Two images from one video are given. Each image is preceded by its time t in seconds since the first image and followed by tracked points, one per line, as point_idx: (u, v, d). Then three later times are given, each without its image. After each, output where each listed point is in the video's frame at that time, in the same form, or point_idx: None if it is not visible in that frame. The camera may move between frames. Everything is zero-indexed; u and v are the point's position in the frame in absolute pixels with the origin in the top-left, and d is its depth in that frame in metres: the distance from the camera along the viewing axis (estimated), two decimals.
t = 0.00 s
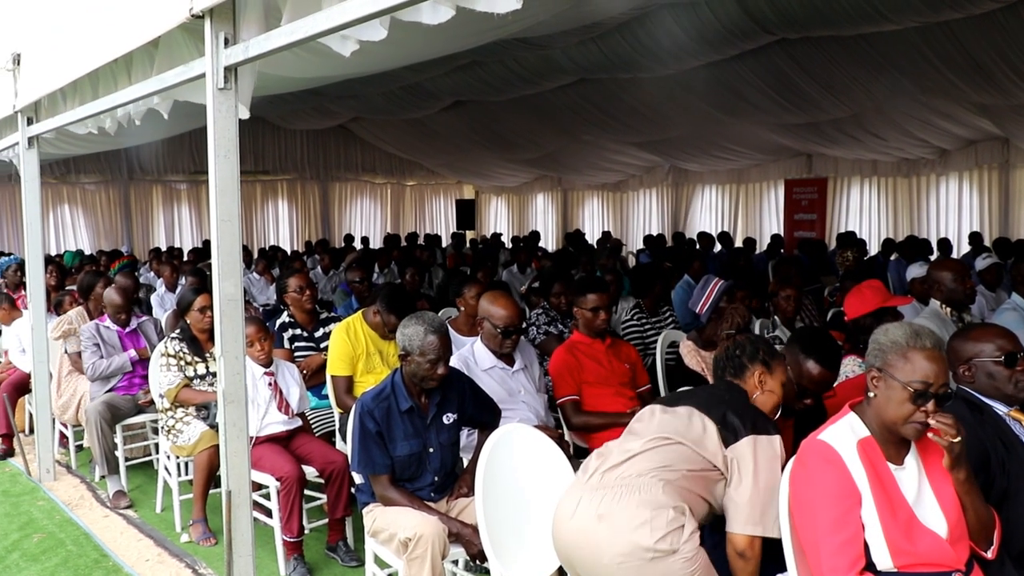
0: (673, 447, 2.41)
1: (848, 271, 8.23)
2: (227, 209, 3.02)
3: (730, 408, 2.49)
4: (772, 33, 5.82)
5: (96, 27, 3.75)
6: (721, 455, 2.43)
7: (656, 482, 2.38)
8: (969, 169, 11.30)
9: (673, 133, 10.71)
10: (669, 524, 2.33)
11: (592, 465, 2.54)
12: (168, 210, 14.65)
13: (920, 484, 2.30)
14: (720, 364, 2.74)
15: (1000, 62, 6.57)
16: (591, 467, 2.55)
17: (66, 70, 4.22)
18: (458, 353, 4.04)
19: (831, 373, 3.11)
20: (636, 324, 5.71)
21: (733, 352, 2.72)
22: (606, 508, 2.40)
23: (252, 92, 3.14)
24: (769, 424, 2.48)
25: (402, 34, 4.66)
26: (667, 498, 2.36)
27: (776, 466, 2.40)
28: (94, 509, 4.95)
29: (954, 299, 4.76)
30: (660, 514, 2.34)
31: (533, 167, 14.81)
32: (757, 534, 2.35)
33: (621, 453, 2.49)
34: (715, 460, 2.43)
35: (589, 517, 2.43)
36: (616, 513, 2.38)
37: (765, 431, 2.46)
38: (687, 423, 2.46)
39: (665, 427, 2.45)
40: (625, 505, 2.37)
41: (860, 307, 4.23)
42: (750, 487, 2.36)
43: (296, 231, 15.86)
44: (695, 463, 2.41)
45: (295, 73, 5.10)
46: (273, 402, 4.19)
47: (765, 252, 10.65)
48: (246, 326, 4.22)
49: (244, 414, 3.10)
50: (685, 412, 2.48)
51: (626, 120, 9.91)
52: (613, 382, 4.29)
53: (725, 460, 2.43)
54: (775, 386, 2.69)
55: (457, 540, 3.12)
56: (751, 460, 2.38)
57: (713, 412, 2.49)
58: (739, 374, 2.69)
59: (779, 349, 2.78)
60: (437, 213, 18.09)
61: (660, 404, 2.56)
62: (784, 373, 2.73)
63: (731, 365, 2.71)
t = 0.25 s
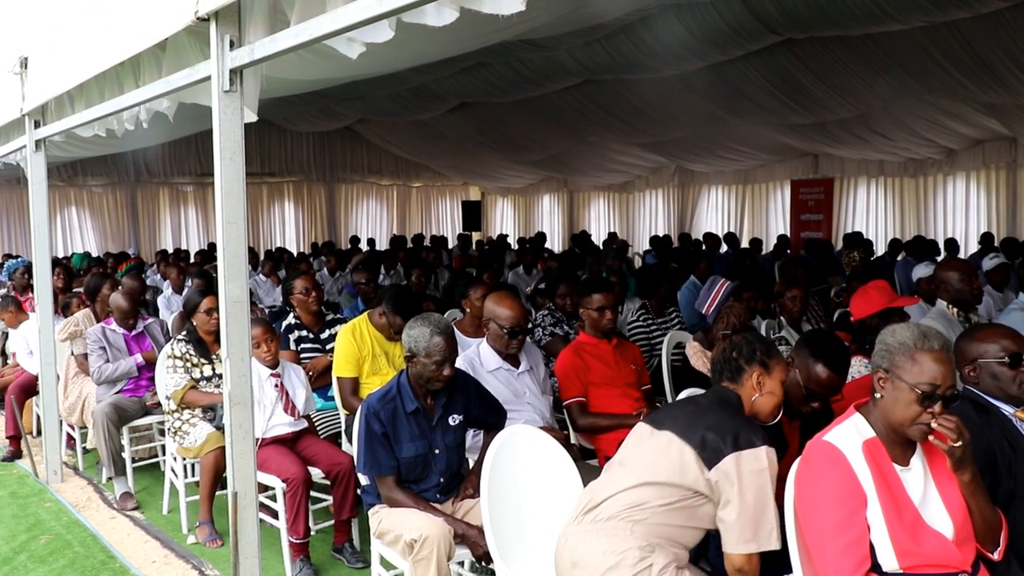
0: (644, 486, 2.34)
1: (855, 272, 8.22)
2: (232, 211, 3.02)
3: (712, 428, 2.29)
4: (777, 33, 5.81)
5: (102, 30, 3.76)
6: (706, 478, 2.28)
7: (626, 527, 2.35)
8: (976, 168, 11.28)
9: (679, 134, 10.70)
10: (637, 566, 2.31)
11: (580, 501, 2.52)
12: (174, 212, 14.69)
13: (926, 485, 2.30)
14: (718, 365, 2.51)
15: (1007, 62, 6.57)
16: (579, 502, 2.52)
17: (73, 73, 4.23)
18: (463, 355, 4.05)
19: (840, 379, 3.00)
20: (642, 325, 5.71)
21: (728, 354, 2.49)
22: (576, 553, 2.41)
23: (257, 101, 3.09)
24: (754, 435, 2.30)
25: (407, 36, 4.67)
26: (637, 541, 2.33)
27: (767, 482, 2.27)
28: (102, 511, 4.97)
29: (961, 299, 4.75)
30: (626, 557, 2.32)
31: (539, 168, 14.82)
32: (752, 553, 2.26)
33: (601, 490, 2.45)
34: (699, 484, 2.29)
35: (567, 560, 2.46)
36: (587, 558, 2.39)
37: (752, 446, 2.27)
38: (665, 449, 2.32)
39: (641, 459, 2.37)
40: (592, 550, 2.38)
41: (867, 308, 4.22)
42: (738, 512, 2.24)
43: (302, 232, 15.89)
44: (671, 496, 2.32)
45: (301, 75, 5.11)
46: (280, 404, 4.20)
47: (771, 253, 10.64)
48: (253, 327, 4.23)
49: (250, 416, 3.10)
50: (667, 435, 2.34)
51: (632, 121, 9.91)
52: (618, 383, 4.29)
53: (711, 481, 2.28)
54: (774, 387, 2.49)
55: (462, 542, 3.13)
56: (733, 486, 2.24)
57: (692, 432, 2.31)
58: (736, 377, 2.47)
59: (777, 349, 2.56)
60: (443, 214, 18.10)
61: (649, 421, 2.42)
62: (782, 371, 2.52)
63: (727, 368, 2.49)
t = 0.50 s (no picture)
0: (604, 515, 2.27)
1: (859, 271, 8.22)
2: (235, 213, 3.02)
3: (668, 454, 2.19)
4: (779, 33, 5.81)
5: (105, 32, 3.76)
6: (663, 504, 2.19)
7: (591, 555, 2.29)
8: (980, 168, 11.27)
9: (682, 134, 10.70)
10: None
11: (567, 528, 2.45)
12: (178, 214, 14.71)
13: (929, 485, 2.29)
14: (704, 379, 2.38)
15: (1010, 60, 6.56)
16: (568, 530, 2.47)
17: (76, 75, 4.24)
18: (466, 356, 4.05)
19: (844, 380, 2.91)
20: (645, 325, 5.70)
21: (716, 370, 2.36)
22: None
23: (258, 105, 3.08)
24: (710, 454, 2.16)
25: (409, 37, 4.68)
26: (600, 568, 2.26)
27: (726, 504, 2.13)
28: (106, 513, 4.97)
29: (965, 298, 4.74)
30: None
31: (543, 169, 14.83)
32: None
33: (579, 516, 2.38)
34: (655, 511, 2.20)
35: None
36: None
37: (707, 466, 2.15)
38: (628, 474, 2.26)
39: (608, 484, 2.30)
40: None
41: (870, 308, 4.22)
42: (692, 539, 2.13)
43: (306, 234, 15.92)
44: (631, 519, 2.23)
45: (304, 77, 5.11)
46: (283, 405, 4.20)
47: (775, 253, 10.63)
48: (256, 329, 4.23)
49: (253, 417, 3.10)
50: (633, 458, 2.27)
51: (635, 121, 9.90)
52: (621, 384, 4.29)
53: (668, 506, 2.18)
54: (758, 406, 2.39)
55: (466, 543, 3.12)
56: (688, 509, 2.14)
57: (648, 458, 2.22)
58: (721, 395, 2.36)
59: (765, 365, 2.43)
60: (446, 215, 18.12)
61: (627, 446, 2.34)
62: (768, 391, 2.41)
63: (713, 385, 2.36)
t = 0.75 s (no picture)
0: (582, 519, 2.40)
1: (864, 273, 8.21)
2: (240, 214, 3.03)
3: (638, 456, 2.32)
4: (784, 34, 5.81)
5: (110, 34, 3.77)
6: (633, 504, 2.31)
7: (574, 558, 2.40)
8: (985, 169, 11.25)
9: (686, 135, 10.70)
10: None
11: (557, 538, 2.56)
12: (183, 215, 14.73)
13: (934, 487, 2.29)
14: (687, 389, 2.48)
15: (1016, 61, 6.55)
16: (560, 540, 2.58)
17: (82, 77, 4.25)
18: (470, 357, 4.05)
19: (846, 375, 2.85)
20: (650, 326, 5.70)
21: (699, 383, 2.44)
22: None
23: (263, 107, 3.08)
24: (674, 456, 2.29)
25: (414, 39, 4.68)
26: (582, 569, 2.37)
27: (683, 503, 2.24)
28: (111, 513, 4.98)
29: (970, 300, 4.73)
30: None
31: (547, 170, 14.83)
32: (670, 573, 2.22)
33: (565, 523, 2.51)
34: (625, 510, 2.33)
35: None
36: None
37: (667, 466, 2.28)
38: (602, 479, 2.40)
39: (587, 490, 2.44)
40: None
41: (876, 309, 4.21)
42: (651, 533, 2.24)
43: (310, 236, 15.93)
44: (604, 520, 2.36)
45: (308, 78, 5.12)
46: (288, 407, 4.20)
47: (779, 254, 10.62)
48: (261, 330, 4.24)
49: (258, 419, 3.11)
50: (608, 464, 2.41)
51: (639, 123, 9.90)
52: (626, 386, 4.28)
53: (637, 506, 2.31)
54: (735, 421, 2.46)
55: (470, 544, 3.12)
56: (649, 507, 2.26)
57: (621, 463, 2.36)
58: (700, 406, 2.44)
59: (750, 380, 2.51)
60: (451, 216, 18.13)
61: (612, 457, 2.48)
62: (749, 407, 2.48)
63: (694, 396, 2.45)
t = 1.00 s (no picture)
0: (591, 517, 2.40)
1: (868, 273, 8.20)
2: (244, 215, 3.04)
3: (644, 451, 2.32)
4: (789, 34, 5.80)
5: (115, 34, 3.77)
6: (640, 499, 2.31)
7: (583, 557, 2.40)
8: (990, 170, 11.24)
9: (690, 136, 10.69)
10: None
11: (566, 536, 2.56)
12: (187, 216, 14.75)
13: (939, 489, 2.29)
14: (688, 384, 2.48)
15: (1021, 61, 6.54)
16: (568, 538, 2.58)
17: (86, 78, 4.25)
18: (475, 357, 4.05)
19: (846, 382, 2.84)
20: (654, 327, 5.70)
21: (701, 378, 2.44)
22: None
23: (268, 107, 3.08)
24: (680, 451, 2.29)
25: (418, 40, 4.68)
26: (592, 567, 2.36)
27: (688, 498, 2.24)
28: (115, 514, 4.99)
29: (975, 300, 4.73)
30: None
31: (551, 171, 14.83)
32: (675, 567, 2.22)
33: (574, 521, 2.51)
34: (633, 506, 2.33)
35: None
36: None
37: (674, 460, 2.28)
38: (609, 475, 2.40)
39: (595, 487, 2.44)
40: None
41: (880, 310, 4.21)
42: (657, 527, 2.24)
43: (314, 236, 15.95)
44: (611, 517, 2.36)
45: (312, 79, 5.13)
46: (292, 407, 4.20)
47: (784, 255, 10.60)
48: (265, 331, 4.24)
49: (262, 419, 3.11)
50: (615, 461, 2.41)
51: (643, 123, 9.89)
52: (630, 386, 4.28)
53: (645, 501, 2.31)
54: (737, 416, 2.46)
55: (474, 545, 3.13)
56: (656, 501, 2.26)
57: (626, 459, 2.36)
58: (701, 402, 2.44)
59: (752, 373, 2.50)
60: (455, 217, 18.14)
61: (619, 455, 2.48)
62: (750, 402, 2.48)
63: (696, 390, 2.45)
